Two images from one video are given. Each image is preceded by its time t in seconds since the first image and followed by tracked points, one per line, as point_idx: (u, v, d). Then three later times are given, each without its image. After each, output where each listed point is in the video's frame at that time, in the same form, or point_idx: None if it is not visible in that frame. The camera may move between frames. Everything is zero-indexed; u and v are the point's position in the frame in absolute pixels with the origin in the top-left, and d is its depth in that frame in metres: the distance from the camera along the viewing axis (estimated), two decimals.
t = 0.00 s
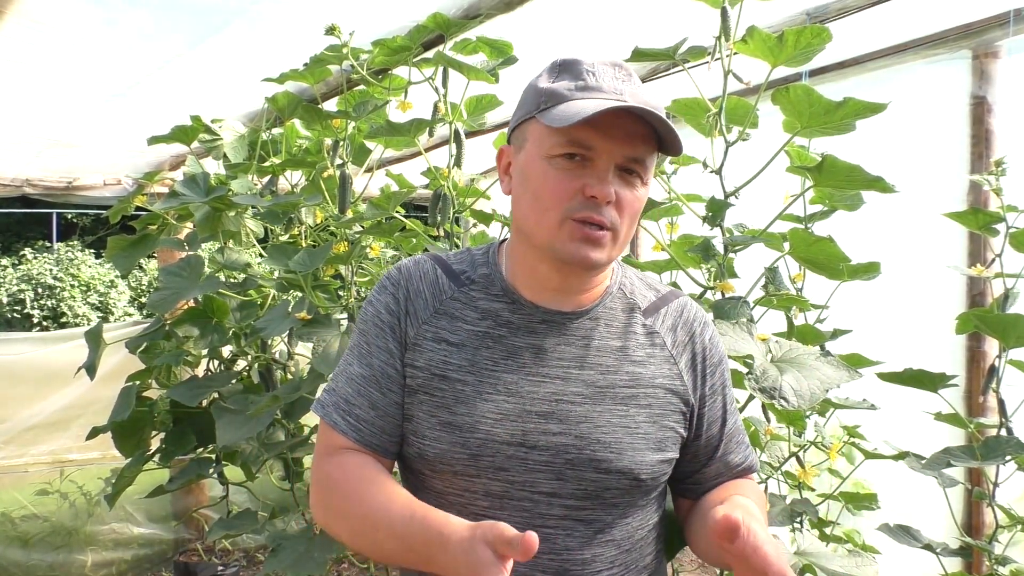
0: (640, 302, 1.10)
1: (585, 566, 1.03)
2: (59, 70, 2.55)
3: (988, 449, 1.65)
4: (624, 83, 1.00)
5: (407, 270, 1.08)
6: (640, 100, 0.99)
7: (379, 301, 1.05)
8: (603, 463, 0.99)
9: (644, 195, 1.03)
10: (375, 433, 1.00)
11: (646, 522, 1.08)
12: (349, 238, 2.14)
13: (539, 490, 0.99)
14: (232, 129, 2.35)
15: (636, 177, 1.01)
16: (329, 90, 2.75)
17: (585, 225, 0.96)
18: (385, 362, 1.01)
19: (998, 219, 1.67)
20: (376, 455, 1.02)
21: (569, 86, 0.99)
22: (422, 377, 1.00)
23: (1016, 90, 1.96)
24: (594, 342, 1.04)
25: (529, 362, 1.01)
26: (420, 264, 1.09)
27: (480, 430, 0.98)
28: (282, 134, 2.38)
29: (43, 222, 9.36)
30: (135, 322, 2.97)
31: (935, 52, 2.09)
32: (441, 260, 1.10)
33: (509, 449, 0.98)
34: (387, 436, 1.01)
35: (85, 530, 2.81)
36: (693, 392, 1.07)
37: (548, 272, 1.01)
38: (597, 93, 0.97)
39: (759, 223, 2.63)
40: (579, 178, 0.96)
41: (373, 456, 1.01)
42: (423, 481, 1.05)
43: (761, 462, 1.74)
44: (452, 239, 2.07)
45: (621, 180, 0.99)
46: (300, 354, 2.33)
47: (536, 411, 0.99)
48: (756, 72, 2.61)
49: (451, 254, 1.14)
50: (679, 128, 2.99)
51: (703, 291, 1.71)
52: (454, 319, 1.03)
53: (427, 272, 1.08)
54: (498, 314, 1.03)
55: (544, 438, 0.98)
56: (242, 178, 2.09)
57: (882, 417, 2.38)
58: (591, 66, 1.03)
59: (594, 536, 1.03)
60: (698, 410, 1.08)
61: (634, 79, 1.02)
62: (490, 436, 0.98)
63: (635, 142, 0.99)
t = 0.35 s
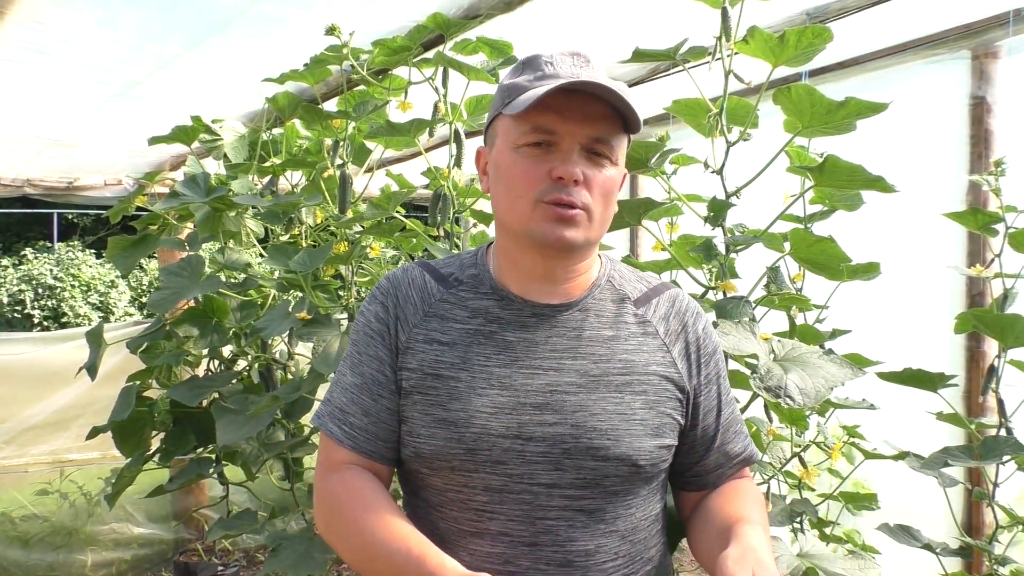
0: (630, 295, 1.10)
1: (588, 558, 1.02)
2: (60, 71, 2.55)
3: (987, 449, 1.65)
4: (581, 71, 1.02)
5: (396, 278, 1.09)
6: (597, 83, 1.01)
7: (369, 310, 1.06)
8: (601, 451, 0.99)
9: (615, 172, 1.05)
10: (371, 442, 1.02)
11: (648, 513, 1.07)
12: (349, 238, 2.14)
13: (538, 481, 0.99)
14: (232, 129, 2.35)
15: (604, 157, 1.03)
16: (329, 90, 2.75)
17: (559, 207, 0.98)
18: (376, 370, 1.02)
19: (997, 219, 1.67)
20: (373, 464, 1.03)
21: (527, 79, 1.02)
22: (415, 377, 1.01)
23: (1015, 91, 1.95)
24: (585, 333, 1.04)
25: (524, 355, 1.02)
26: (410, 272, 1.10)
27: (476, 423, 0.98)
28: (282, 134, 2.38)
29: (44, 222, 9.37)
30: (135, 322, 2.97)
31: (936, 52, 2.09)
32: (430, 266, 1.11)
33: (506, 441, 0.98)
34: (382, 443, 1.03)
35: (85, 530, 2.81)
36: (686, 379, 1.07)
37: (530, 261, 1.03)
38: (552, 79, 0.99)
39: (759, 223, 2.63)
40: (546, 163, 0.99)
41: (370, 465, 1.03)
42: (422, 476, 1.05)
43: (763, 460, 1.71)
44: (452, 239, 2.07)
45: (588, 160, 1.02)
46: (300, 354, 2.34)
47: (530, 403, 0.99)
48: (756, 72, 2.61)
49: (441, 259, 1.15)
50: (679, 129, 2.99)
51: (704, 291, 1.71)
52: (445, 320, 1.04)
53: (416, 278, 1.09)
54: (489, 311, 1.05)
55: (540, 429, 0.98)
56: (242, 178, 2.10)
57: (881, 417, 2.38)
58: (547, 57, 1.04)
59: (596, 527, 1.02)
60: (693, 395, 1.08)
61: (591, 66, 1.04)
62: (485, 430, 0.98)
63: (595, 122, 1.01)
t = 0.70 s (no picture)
0: (631, 293, 1.09)
1: (585, 550, 1.01)
2: (60, 71, 2.55)
3: (986, 449, 1.65)
4: (503, 72, 0.99)
5: (399, 276, 1.10)
6: (515, 81, 0.97)
7: (371, 307, 1.07)
8: (599, 442, 0.98)
9: (566, 157, 0.99)
10: (370, 434, 1.01)
11: (649, 507, 1.07)
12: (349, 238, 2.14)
13: (535, 471, 0.99)
14: (232, 129, 2.35)
15: (549, 144, 0.99)
16: (329, 90, 2.75)
17: (510, 208, 0.98)
18: (377, 363, 1.02)
19: (997, 219, 1.67)
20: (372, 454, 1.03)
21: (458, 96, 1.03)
22: (416, 368, 1.01)
23: (1015, 91, 1.95)
24: (585, 326, 1.04)
25: (522, 346, 1.01)
26: (412, 271, 1.10)
27: (474, 414, 0.98)
28: (282, 134, 2.38)
29: (43, 222, 9.36)
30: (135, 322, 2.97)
31: (936, 52, 2.10)
32: (432, 267, 1.11)
33: (503, 431, 0.98)
34: (382, 436, 1.02)
35: (84, 530, 2.80)
36: (685, 375, 1.06)
37: (509, 262, 1.05)
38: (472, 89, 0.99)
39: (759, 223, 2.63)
40: (490, 170, 1.00)
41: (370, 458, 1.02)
42: (420, 472, 1.05)
43: (761, 461, 1.72)
44: (452, 239, 2.07)
45: (531, 154, 0.99)
46: (300, 354, 2.34)
47: (529, 392, 0.99)
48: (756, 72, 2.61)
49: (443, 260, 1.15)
50: (679, 129, 2.99)
51: (702, 292, 1.70)
52: (445, 314, 1.04)
53: (418, 276, 1.09)
54: (489, 305, 1.05)
55: (538, 419, 0.98)
56: (242, 178, 2.10)
57: (881, 417, 2.38)
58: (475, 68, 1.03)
59: (594, 518, 1.02)
60: (692, 391, 1.07)
61: (515, 64, 1.00)
62: (483, 419, 0.98)
63: (526, 117, 0.98)
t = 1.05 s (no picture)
0: (626, 295, 1.09)
1: (582, 553, 1.01)
2: (60, 71, 2.55)
3: (986, 449, 1.65)
4: (482, 89, 1.01)
5: (393, 282, 1.10)
6: (492, 102, 0.99)
7: (365, 315, 1.08)
8: (594, 446, 0.99)
9: (550, 176, 0.97)
10: (363, 442, 1.04)
11: (646, 509, 1.07)
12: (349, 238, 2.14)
13: (530, 476, 0.99)
14: (232, 129, 2.35)
15: (532, 165, 0.96)
16: (330, 90, 2.75)
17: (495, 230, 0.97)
18: (368, 373, 1.04)
19: (997, 219, 1.67)
20: (366, 463, 1.06)
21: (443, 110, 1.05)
22: (410, 378, 1.02)
23: (1016, 90, 1.95)
24: (578, 330, 1.04)
25: (517, 351, 1.02)
26: (406, 277, 1.10)
27: (467, 421, 0.99)
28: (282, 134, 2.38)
29: (44, 222, 9.36)
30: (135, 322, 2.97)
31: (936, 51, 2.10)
32: (425, 271, 1.11)
33: (498, 437, 0.98)
34: (375, 444, 1.05)
35: (84, 530, 2.81)
36: (680, 376, 1.06)
37: (498, 276, 1.04)
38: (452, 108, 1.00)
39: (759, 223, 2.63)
40: (473, 191, 0.99)
41: (365, 465, 1.06)
42: (416, 474, 1.05)
43: (760, 461, 1.71)
44: (452, 239, 2.07)
45: (514, 175, 0.97)
46: (300, 354, 2.34)
47: (522, 399, 0.99)
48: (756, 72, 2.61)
49: (438, 264, 1.15)
50: (679, 129, 2.99)
51: (701, 291, 1.70)
52: (438, 321, 1.05)
53: (411, 282, 1.09)
54: (481, 311, 1.05)
55: (532, 425, 0.98)
56: (242, 178, 2.10)
57: (881, 417, 2.38)
58: (459, 80, 1.05)
59: (589, 521, 1.02)
60: (687, 393, 1.07)
61: (494, 79, 1.01)
62: (477, 427, 0.99)
63: (506, 139, 0.95)
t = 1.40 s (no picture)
0: (619, 295, 1.08)
1: (575, 553, 1.02)
2: (60, 70, 2.55)
3: (986, 449, 1.65)
4: (491, 88, 1.00)
5: (385, 283, 1.10)
6: (502, 102, 0.98)
7: (357, 316, 1.07)
8: (587, 448, 0.98)
9: (555, 179, 0.97)
10: (355, 443, 1.05)
11: (639, 509, 1.07)
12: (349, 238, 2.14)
13: (524, 477, 0.99)
14: (232, 129, 2.35)
15: (537, 166, 0.96)
16: (330, 90, 2.75)
17: (497, 231, 0.97)
18: (360, 375, 1.04)
19: (997, 219, 1.67)
20: (360, 464, 1.07)
21: (448, 106, 1.04)
22: (403, 380, 1.02)
23: (1015, 90, 1.95)
24: (572, 331, 1.04)
25: (511, 352, 1.02)
26: (399, 277, 1.10)
27: (461, 422, 0.99)
28: (282, 134, 2.38)
29: (44, 223, 9.36)
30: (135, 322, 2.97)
31: (936, 51, 2.11)
32: (418, 271, 1.11)
33: (491, 438, 0.98)
34: (368, 445, 1.06)
35: (84, 530, 2.80)
36: (673, 378, 1.06)
37: (497, 277, 1.04)
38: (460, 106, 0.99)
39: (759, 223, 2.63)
40: (477, 190, 0.98)
41: (358, 466, 1.07)
42: (411, 474, 1.05)
43: (759, 459, 1.70)
44: (452, 239, 2.07)
45: (519, 176, 0.97)
46: (300, 354, 2.33)
47: (516, 400, 0.99)
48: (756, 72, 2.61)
49: (431, 264, 1.15)
50: (679, 129, 2.99)
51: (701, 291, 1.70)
52: (431, 322, 1.04)
53: (404, 283, 1.09)
54: (474, 312, 1.04)
55: (526, 426, 0.98)
56: (242, 177, 2.09)
57: (881, 417, 2.38)
58: (465, 77, 1.04)
59: (582, 522, 1.02)
60: (680, 394, 1.07)
61: (504, 79, 1.01)
62: (470, 428, 0.99)
63: (513, 139, 0.95)
